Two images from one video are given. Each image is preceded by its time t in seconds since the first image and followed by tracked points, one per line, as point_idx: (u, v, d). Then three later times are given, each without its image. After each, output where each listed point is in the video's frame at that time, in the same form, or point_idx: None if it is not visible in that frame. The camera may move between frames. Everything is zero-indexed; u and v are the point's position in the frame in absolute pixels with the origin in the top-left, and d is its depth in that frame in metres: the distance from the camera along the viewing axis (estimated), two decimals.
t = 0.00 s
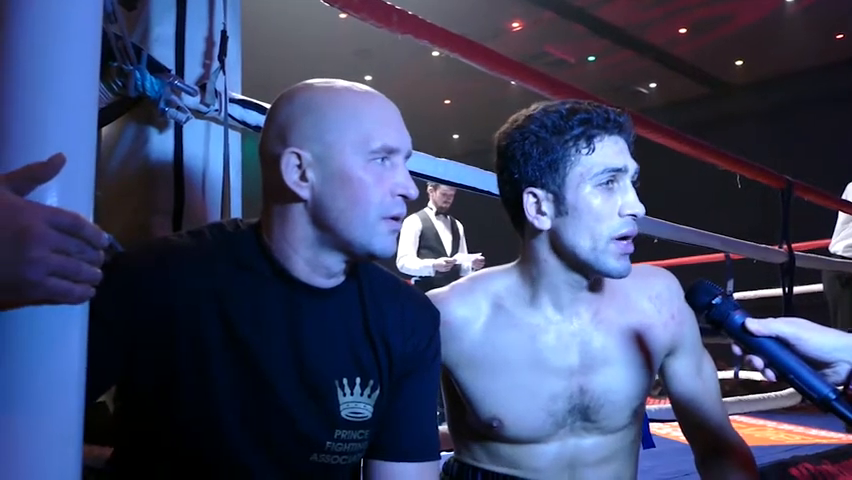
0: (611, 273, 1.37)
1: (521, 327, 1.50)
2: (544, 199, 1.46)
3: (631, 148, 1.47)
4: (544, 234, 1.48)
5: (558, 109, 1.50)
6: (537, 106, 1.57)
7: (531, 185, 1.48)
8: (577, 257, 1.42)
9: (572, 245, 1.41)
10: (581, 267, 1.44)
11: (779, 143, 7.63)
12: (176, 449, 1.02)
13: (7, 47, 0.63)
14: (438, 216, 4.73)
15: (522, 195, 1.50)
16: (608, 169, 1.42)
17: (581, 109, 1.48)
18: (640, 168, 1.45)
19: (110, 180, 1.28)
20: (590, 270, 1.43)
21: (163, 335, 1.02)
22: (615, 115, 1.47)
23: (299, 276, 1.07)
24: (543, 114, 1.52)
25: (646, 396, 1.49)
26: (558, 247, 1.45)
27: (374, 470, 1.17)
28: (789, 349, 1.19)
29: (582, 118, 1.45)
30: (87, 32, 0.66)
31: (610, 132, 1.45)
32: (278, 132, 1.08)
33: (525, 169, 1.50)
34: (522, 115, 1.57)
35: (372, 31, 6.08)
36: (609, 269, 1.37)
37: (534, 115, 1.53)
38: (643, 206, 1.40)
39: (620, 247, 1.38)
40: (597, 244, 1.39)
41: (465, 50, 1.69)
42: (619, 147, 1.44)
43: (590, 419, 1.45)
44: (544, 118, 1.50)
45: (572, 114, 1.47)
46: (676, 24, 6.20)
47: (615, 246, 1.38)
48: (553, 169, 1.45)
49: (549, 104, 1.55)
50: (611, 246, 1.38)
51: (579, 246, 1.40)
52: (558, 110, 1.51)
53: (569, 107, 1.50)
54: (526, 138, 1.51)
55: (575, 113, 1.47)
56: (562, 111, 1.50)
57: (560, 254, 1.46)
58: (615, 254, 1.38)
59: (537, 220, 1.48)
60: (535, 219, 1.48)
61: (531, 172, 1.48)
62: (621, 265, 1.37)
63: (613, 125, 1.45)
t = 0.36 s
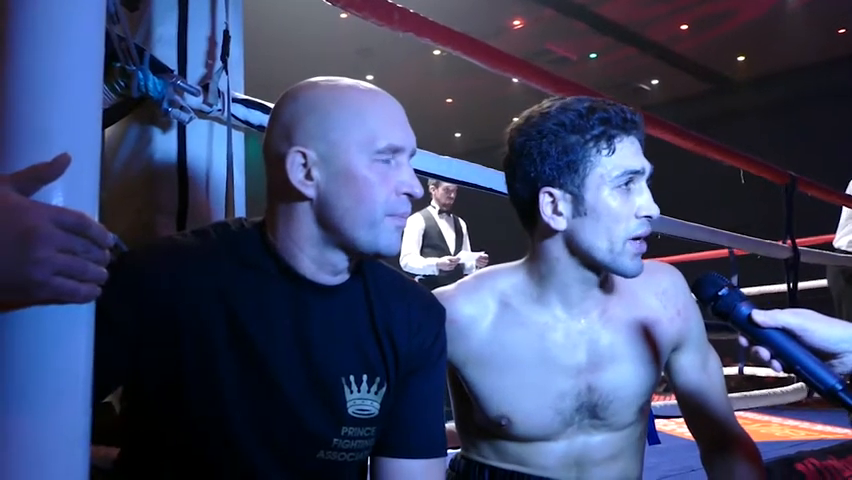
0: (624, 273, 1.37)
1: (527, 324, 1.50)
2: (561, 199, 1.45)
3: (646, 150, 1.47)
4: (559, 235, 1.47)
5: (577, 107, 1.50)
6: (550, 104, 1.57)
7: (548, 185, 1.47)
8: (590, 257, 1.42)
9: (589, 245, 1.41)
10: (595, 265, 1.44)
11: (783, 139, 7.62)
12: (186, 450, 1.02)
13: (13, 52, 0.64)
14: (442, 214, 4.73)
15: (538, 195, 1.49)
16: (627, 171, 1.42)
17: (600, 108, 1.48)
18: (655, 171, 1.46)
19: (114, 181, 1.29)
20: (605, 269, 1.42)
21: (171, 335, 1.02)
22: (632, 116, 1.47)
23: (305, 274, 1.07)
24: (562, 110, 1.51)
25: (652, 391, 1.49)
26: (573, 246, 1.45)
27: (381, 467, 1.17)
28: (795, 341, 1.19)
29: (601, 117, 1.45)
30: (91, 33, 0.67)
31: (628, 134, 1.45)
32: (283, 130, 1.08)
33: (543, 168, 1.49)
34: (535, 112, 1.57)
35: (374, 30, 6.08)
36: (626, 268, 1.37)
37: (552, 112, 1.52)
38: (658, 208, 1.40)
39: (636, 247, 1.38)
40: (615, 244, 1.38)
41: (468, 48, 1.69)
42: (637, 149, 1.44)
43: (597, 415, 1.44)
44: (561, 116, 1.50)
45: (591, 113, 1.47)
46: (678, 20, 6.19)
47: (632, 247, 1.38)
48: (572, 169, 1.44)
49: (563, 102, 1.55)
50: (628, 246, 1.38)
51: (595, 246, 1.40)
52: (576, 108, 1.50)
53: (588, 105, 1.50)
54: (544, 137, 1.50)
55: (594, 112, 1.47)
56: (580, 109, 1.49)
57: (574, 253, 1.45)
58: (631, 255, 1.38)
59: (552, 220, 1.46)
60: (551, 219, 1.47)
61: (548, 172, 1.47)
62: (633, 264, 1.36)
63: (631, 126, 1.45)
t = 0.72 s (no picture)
0: (629, 268, 1.38)
1: (527, 323, 1.49)
2: (565, 197, 1.44)
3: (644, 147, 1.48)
4: (563, 233, 1.46)
5: (577, 104, 1.50)
6: (548, 101, 1.57)
7: (551, 183, 1.47)
8: (594, 254, 1.41)
9: (594, 242, 1.40)
10: (598, 263, 1.44)
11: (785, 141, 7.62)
12: (184, 446, 1.02)
13: (14, 50, 0.63)
14: (444, 213, 4.73)
15: (541, 194, 1.48)
16: (628, 166, 1.42)
17: (600, 104, 1.48)
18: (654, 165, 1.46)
19: (115, 177, 1.28)
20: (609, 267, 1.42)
21: (169, 331, 1.02)
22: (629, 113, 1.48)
23: (305, 272, 1.07)
24: (562, 108, 1.51)
25: (651, 391, 1.49)
26: (577, 245, 1.44)
27: (378, 465, 1.17)
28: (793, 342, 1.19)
29: (602, 113, 1.46)
30: (92, 27, 0.66)
31: (627, 130, 1.45)
32: (286, 127, 1.08)
33: (546, 166, 1.48)
34: (537, 110, 1.56)
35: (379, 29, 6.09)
36: (631, 265, 1.37)
37: (552, 110, 1.52)
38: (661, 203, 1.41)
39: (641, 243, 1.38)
40: (620, 241, 1.38)
41: (472, 47, 1.69)
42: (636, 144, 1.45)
43: (595, 415, 1.44)
44: (562, 114, 1.50)
45: (591, 109, 1.47)
46: (683, 21, 6.19)
47: (636, 244, 1.38)
48: (574, 166, 1.43)
49: (563, 99, 1.55)
50: (633, 243, 1.38)
51: (601, 244, 1.39)
52: (575, 105, 1.50)
53: (587, 102, 1.50)
54: (544, 136, 1.49)
55: (594, 108, 1.47)
56: (580, 106, 1.50)
57: (580, 251, 1.44)
58: (635, 252, 1.38)
59: (556, 218, 1.45)
60: (555, 217, 1.45)
61: (552, 170, 1.47)
62: (637, 260, 1.37)
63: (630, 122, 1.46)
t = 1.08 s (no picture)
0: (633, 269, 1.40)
1: (512, 325, 1.50)
2: (572, 199, 1.43)
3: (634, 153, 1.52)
4: (568, 234, 1.44)
5: (570, 108, 1.52)
6: (540, 107, 1.57)
7: (557, 185, 1.45)
8: (599, 257, 1.42)
9: (602, 242, 1.40)
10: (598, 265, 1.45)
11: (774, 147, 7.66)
12: (164, 442, 1.02)
13: None
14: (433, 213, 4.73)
15: (547, 196, 1.46)
16: (627, 167, 1.45)
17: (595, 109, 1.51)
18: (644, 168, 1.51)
19: (101, 172, 1.28)
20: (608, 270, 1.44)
21: (152, 328, 1.02)
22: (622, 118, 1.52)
23: (288, 272, 1.07)
24: (558, 111, 1.52)
25: (633, 395, 1.49)
26: (581, 246, 1.43)
27: (358, 465, 1.17)
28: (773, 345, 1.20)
29: (600, 116, 1.49)
30: (77, 20, 0.66)
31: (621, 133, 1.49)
32: (273, 126, 1.07)
33: (549, 168, 1.47)
34: (525, 115, 1.56)
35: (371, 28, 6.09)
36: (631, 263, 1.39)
37: (545, 112, 1.53)
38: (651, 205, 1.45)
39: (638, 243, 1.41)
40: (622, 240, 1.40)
41: (464, 49, 1.69)
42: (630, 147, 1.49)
43: (578, 417, 1.45)
44: (561, 116, 1.50)
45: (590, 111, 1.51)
46: (675, 26, 6.21)
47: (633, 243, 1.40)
48: (579, 167, 1.44)
49: (554, 104, 1.56)
50: (631, 242, 1.40)
51: (610, 244, 1.40)
52: (571, 108, 1.53)
53: (583, 107, 1.52)
54: (550, 138, 1.48)
55: (592, 111, 1.50)
56: (575, 109, 1.52)
57: (582, 252, 1.44)
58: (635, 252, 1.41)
59: (562, 219, 1.43)
60: (561, 219, 1.43)
61: (558, 172, 1.46)
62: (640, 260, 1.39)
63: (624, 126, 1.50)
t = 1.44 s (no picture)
0: (558, 277, 1.38)
1: (473, 326, 1.50)
2: (496, 201, 1.46)
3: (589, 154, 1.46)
4: (496, 236, 1.48)
5: (512, 112, 1.49)
6: (500, 107, 1.55)
7: (485, 187, 1.48)
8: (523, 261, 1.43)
9: (520, 247, 1.42)
10: (531, 274, 1.45)
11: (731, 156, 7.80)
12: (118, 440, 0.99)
13: None
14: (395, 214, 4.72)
15: (476, 197, 1.50)
16: (557, 172, 1.41)
17: (535, 112, 1.47)
18: (595, 169, 1.44)
19: (58, 165, 1.25)
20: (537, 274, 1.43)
21: (110, 322, 1.00)
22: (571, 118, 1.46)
23: (251, 270, 1.06)
24: (499, 115, 1.50)
25: (593, 398, 1.50)
26: (508, 251, 1.46)
27: (318, 467, 1.16)
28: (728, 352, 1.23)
29: (534, 121, 1.45)
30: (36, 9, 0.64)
31: (561, 134, 1.44)
32: (238, 122, 1.06)
33: (480, 171, 1.50)
34: (484, 116, 1.56)
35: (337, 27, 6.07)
36: (556, 274, 1.38)
37: (492, 117, 1.52)
38: (594, 209, 1.40)
39: (568, 251, 1.39)
40: (544, 247, 1.39)
41: (429, 51, 1.69)
42: (571, 149, 1.43)
43: (537, 419, 1.45)
44: (495, 125, 1.49)
45: (525, 118, 1.46)
46: (638, 34, 6.29)
47: (564, 252, 1.39)
48: (504, 171, 1.45)
49: (508, 105, 1.54)
50: (559, 250, 1.39)
51: (526, 249, 1.41)
52: (513, 113, 1.49)
53: (523, 110, 1.49)
54: (481, 140, 1.50)
55: (527, 116, 1.46)
56: (516, 114, 1.48)
57: (511, 262, 1.46)
58: (562, 259, 1.39)
59: (489, 221, 1.48)
60: (487, 221, 1.48)
61: (485, 175, 1.48)
62: (559, 268, 1.38)
63: (566, 127, 1.44)
